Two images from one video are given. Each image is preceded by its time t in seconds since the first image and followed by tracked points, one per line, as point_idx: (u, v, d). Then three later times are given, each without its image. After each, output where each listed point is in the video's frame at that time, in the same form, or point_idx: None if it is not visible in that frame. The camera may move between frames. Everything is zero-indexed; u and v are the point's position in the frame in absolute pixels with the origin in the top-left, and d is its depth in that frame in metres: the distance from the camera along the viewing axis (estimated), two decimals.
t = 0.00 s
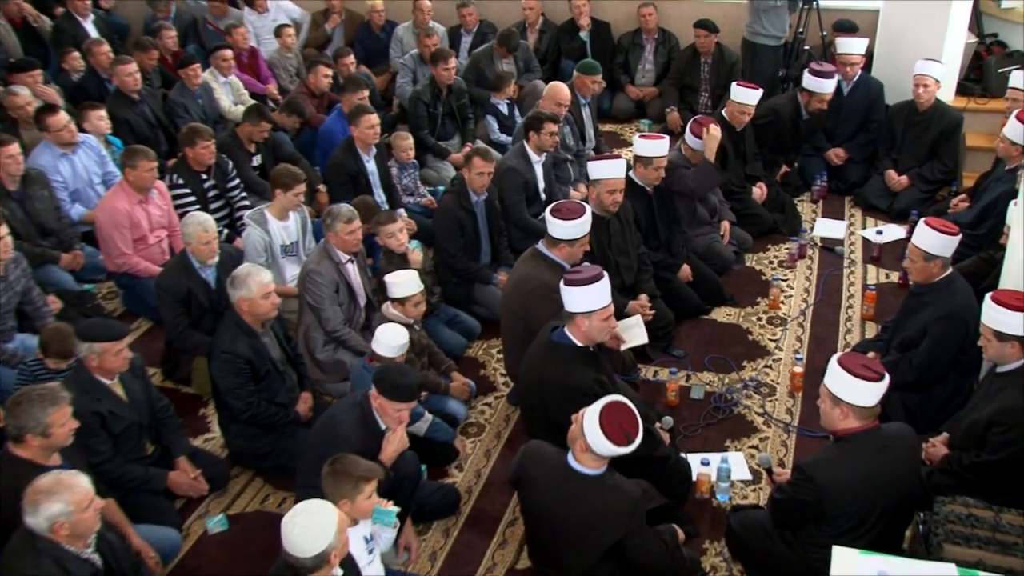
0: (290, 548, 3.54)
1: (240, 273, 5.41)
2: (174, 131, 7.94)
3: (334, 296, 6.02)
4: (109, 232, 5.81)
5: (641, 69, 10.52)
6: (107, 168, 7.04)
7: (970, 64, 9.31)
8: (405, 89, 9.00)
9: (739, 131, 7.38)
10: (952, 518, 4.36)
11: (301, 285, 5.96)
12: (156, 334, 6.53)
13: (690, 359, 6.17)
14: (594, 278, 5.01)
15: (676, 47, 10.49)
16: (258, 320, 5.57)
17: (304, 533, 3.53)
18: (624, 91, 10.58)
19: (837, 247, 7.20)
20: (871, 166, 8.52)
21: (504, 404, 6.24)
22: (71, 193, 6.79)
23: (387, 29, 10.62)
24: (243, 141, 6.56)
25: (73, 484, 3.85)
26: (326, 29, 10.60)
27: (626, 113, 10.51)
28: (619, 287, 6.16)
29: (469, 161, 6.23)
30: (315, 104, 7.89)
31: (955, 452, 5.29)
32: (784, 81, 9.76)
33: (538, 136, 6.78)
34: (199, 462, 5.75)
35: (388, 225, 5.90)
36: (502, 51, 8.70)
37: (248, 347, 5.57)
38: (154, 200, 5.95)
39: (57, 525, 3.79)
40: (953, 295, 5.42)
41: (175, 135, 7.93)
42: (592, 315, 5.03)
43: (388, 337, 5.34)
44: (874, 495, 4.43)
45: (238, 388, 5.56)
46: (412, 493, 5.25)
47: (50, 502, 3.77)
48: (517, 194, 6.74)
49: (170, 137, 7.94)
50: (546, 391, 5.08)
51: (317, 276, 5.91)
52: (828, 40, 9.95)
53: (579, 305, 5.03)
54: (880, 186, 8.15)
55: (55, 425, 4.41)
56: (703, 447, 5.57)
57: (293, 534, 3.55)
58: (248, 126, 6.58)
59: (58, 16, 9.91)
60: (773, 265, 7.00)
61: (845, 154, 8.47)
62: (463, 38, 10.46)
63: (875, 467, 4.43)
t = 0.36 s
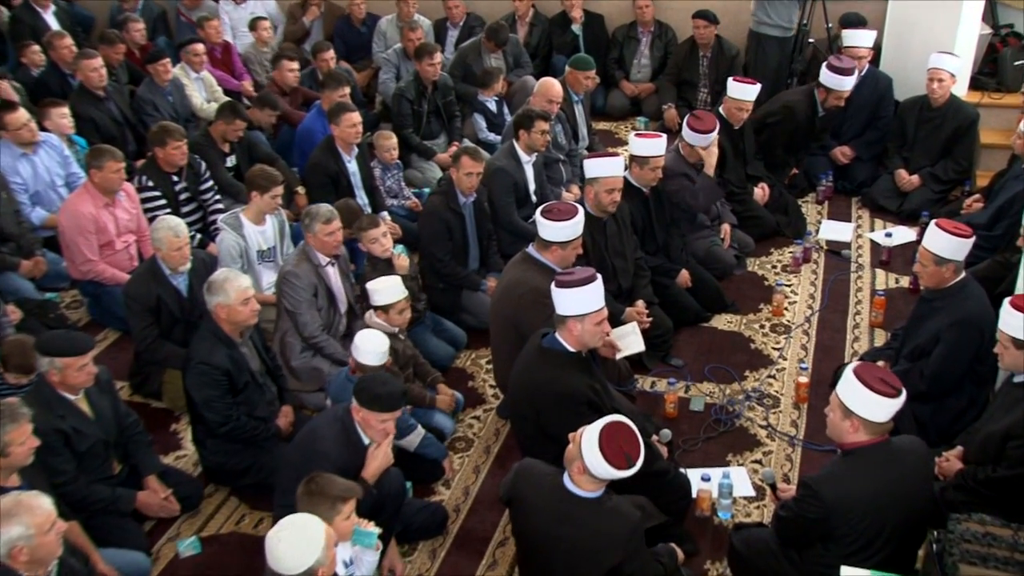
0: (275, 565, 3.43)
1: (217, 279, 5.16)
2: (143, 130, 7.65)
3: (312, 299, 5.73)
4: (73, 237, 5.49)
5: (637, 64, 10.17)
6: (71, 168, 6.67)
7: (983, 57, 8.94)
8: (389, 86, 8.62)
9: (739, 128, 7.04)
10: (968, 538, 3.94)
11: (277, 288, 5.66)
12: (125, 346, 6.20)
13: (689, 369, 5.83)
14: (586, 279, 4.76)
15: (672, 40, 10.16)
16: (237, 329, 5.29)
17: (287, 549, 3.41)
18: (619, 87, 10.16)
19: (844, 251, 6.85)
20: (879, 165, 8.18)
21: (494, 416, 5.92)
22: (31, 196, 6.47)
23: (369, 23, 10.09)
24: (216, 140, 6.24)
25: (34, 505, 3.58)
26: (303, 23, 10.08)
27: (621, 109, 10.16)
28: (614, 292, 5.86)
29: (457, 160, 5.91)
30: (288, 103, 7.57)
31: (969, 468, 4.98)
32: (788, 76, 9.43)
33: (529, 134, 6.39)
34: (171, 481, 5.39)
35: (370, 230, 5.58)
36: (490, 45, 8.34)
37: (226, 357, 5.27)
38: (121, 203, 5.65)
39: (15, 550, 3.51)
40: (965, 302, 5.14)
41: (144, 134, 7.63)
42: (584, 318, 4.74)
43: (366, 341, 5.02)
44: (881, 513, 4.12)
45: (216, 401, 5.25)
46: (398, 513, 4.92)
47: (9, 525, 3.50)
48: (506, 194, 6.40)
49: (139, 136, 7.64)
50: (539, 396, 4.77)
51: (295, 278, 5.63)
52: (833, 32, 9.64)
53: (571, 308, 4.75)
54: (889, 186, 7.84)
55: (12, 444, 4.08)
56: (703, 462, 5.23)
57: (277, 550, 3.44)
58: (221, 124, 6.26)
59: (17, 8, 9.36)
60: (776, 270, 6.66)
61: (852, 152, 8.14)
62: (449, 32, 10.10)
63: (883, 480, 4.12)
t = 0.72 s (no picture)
0: None
1: (189, 285, 4.86)
2: (110, 128, 7.32)
3: (286, 312, 5.38)
4: (34, 242, 5.21)
5: (633, 58, 9.82)
6: (31, 169, 6.36)
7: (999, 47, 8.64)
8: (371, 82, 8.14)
9: (735, 124, 6.76)
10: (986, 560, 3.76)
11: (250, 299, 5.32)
12: (90, 357, 5.89)
13: (690, 379, 5.51)
14: (579, 285, 4.49)
15: (671, 32, 9.82)
16: (214, 338, 4.98)
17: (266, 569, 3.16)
18: (613, 82, 9.83)
19: (852, 255, 6.55)
20: (888, 164, 7.89)
21: (483, 431, 5.60)
22: None
23: (348, 14, 9.70)
24: (188, 139, 5.94)
25: None
26: (281, 16, 9.70)
27: (616, 106, 9.74)
28: (609, 299, 5.53)
29: (443, 160, 5.60)
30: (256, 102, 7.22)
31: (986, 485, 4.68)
32: (793, 70, 9.16)
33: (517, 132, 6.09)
34: (139, 499, 4.97)
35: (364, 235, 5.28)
36: (478, 39, 8.00)
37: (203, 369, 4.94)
38: (86, 206, 5.37)
39: None
40: (982, 308, 4.86)
41: (111, 133, 7.30)
42: (575, 327, 4.44)
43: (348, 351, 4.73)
44: (896, 534, 3.82)
45: (193, 415, 4.91)
46: (383, 532, 4.58)
47: None
48: (494, 195, 6.07)
49: (105, 134, 7.33)
50: (531, 408, 4.46)
51: (267, 289, 5.28)
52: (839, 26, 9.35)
53: (563, 317, 4.44)
54: (900, 185, 7.54)
55: None
56: (705, 479, 4.91)
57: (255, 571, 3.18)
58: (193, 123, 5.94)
59: None
60: (780, 274, 6.35)
61: (860, 150, 7.85)
62: (434, 25, 9.72)
63: (892, 497, 3.83)
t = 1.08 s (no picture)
0: None
1: (159, 290, 4.58)
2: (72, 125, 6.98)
3: (257, 334, 5.04)
4: None
5: (628, 52, 9.21)
6: None
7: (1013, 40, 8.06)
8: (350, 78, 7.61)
9: (728, 116, 6.38)
10: None
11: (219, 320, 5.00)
12: (51, 371, 5.59)
13: (689, 391, 5.20)
14: (572, 296, 4.23)
15: (669, 25, 9.19)
16: (185, 346, 4.66)
17: None
18: (607, 77, 9.24)
19: (860, 259, 6.18)
20: (897, 163, 7.46)
21: (472, 446, 5.26)
22: None
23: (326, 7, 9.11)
24: (155, 138, 5.65)
25: None
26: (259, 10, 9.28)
27: (610, 103, 9.13)
28: (602, 307, 5.24)
29: (425, 161, 5.29)
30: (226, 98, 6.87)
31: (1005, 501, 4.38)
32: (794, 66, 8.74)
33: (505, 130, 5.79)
34: (105, 522, 4.61)
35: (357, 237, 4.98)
36: (464, 32, 7.63)
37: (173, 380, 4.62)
38: (46, 210, 5.10)
39: None
40: (998, 314, 4.60)
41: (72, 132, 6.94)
42: (568, 340, 4.16)
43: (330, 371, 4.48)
44: (908, 557, 3.53)
45: (161, 428, 4.59)
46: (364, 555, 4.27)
47: None
48: (478, 197, 5.76)
49: (68, 132, 7.01)
50: (520, 422, 4.17)
51: (236, 310, 4.96)
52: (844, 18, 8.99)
53: (556, 329, 4.18)
54: (910, 184, 7.14)
55: None
56: (705, 496, 4.60)
57: None
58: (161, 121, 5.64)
59: None
60: (784, 279, 6.01)
61: (867, 148, 7.47)
62: (417, 17, 9.18)
63: (903, 515, 3.56)
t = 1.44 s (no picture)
0: None
1: (124, 298, 4.26)
2: (28, 121, 6.44)
3: (229, 351, 4.75)
4: None
5: (622, 43, 8.72)
6: None
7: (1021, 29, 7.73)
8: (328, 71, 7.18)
9: (727, 108, 6.10)
10: None
11: (188, 338, 4.70)
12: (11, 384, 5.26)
13: (688, 402, 4.91)
14: (563, 307, 3.95)
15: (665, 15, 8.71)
16: (153, 357, 4.32)
17: None
18: (601, 70, 8.73)
19: (869, 261, 5.87)
20: (908, 162, 6.96)
21: (458, 461, 4.94)
22: None
23: None
24: (120, 135, 5.37)
25: None
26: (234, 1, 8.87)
27: (604, 97, 8.66)
28: (593, 315, 4.96)
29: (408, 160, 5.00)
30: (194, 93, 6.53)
31: None
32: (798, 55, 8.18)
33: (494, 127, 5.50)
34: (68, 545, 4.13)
35: (339, 241, 4.72)
36: (448, 22, 7.30)
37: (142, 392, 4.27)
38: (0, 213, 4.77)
39: None
40: (1016, 318, 4.33)
41: (30, 129, 6.42)
42: (560, 353, 3.89)
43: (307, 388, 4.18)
44: None
45: (129, 445, 4.25)
46: None
47: None
48: (466, 197, 5.47)
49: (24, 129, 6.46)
50: (509, 438, 3.89)
51: (204, 330, 4.66)
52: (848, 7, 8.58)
53: (549, 342, 3.89)
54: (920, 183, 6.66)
55: None
56: (706, 513, 4.31)
57: None
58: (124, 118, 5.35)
59: None
60: (788, 284, 5.70)
61: (876, 144, 6.95)
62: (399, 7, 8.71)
63: (920, 537, 3.29)
